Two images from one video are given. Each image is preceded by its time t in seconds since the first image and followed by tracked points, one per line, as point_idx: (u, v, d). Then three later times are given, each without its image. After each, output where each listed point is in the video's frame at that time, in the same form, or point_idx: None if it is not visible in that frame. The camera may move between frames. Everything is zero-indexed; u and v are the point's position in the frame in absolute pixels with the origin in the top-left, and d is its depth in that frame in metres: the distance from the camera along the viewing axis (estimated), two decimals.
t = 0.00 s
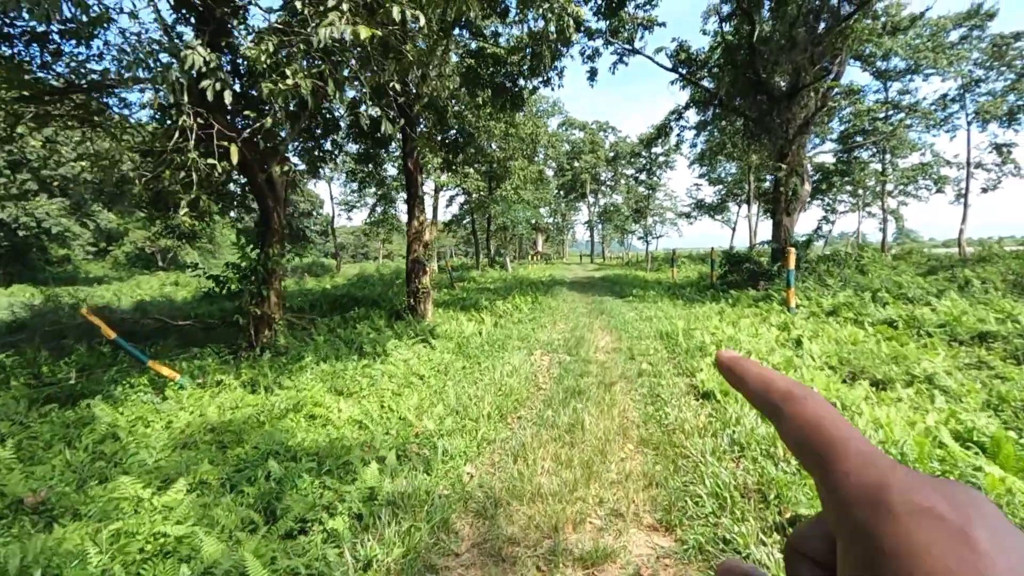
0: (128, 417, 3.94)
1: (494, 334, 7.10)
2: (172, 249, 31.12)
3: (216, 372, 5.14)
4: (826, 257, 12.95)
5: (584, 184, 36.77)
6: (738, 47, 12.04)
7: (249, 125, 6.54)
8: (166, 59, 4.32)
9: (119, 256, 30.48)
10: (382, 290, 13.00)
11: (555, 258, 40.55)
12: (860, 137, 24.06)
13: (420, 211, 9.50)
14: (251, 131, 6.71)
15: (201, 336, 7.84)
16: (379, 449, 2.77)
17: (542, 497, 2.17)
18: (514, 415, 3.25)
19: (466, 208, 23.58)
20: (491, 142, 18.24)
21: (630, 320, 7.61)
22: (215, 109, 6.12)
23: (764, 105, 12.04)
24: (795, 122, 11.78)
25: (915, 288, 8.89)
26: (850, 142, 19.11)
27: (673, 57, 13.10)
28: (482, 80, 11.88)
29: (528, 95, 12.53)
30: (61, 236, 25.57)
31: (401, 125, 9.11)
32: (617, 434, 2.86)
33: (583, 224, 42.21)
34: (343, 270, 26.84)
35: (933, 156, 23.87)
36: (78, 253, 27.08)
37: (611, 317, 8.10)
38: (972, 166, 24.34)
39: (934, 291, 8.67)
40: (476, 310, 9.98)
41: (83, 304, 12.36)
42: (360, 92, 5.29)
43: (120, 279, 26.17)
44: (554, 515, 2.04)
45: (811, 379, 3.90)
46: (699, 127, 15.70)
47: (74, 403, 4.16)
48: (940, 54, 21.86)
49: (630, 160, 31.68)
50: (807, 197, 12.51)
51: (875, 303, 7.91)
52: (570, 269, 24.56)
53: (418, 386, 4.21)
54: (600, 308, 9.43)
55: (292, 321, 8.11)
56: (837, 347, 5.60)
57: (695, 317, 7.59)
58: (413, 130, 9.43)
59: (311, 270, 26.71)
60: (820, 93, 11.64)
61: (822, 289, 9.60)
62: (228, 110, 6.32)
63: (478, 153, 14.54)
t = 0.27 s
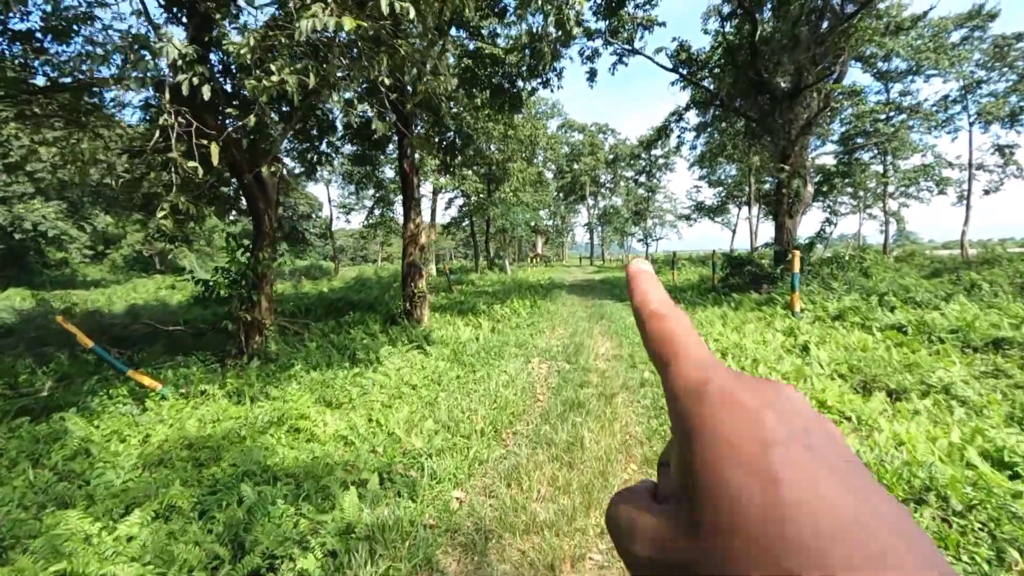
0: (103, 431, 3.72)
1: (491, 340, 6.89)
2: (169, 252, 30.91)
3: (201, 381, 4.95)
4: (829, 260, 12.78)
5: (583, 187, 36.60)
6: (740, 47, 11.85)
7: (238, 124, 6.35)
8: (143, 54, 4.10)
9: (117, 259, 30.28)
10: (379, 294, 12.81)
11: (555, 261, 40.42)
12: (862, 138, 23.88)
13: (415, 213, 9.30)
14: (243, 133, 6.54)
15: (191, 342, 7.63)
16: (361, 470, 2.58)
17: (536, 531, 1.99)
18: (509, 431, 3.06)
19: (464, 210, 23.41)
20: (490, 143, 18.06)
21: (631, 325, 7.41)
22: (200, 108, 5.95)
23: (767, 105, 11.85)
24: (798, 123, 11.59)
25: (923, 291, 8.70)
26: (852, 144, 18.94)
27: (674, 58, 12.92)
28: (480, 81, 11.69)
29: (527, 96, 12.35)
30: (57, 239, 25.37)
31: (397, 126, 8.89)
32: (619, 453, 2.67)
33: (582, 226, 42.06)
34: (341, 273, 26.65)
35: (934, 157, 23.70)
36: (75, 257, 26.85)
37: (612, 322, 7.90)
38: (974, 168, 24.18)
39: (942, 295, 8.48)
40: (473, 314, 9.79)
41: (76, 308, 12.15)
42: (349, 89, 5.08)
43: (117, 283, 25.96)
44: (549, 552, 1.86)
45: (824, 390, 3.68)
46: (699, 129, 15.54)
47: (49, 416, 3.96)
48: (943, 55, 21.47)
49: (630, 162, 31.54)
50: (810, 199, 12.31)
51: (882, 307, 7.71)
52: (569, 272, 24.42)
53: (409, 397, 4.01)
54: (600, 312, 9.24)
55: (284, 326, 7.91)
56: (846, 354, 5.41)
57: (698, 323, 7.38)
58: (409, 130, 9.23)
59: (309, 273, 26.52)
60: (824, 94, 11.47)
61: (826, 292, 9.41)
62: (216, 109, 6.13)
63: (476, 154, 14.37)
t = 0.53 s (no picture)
0: (78, 443, 3.54)
1: (488, 344, 6.71)
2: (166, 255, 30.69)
3: (185, 388, 4.76)
4: (833, 263, 12.60)
5: (583, 188, 36.43)
6: (742, 46, 11.68)
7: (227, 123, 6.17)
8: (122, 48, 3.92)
9: (115, 261, 30.08)
10: (376, 296, 12.63)
11: (554, 263, 40.23)
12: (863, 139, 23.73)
13: (412, 214, 9.11)
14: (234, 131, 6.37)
15: (182, 346, 7.45)
16: (343, 490, 2.40)
17: (531, 562, 1.81)
18: (503, 445, 2.89)
19: (463, 212, 23.24)
20: (489, 145, 17.90)
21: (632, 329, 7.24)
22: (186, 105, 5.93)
23: (769, 105, 11.67)
24: (801, 123, 11.43)
25: (930, 294, 8.53)
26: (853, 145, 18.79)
27: (674, 57, 12.75)
28: (478, 81, 11.53)
29: (525, 97, 12.19)
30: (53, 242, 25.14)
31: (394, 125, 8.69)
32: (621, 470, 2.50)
33: (582, 228, 41.89)
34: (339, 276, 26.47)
35: (936, 159, 23.57)
36: (73, 259, 26.65)
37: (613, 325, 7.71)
38: (976, 169, 24.02)
39: (950, 298, 8.30)
40: (471, 317, 9.61)
41: (69, 312, 11.97)
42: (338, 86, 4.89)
43: (113, 285, 25.75)
44: None
45: (837, 399, 3.49)
46: (699, 130, 15.39)
47: (21, 427, 3.77)
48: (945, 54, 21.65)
49: (630, 164, 31.39)
50: (813, 200, 12.13)
51: (888, 311, 7.54)
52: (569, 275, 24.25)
53: (400, 405, 3.83)
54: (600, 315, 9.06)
55: (277, 330, 7.73)
56: (855, 360, 5.23)
57: (701, 327, 7.19)
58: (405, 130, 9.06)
59: (307, 275, 26.34)
60: (827, 93, 11.30)
61: (830, 295, 9.23)
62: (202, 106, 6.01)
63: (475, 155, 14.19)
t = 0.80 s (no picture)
0: (49, 451, 3.37)
1: (484, 347, 6.53)
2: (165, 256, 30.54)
3: (168, 393, 4.58)
4: (836, 264, 12.43)
5: (583, 190, 36.27)
6: (743, 44, 11.51)
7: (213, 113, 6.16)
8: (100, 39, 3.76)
9: (113, 263, 29.93)
10: (372, 298, 12.46)
11: (554, 264, 40.08)
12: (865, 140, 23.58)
13: (408, 214, 8.92)
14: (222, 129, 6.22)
15: (172, 349, 7.27)
16: (320, 507, 2.22)
17: None
18: (494, 457, 2.72)
19: (462, 213, 23.08)
20: (487, 145, 17.74)
21: (632, 331, 7.06)
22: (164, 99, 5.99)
23: (771, 103, 11.51)
24: (804, 122, 11.26)
25: (936, 295, 8.35)
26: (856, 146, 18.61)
27: (675, 56, 12.59)
28: (477, 80, 11.18)
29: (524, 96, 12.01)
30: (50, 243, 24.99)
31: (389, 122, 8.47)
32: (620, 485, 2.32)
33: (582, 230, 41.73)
34: (338, 277, 26.28)
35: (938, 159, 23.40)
36: (71, 261, 26.51)
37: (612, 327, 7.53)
38: (978, 170, 23.84)
39: (956, 299, 8.13)
40: (468, 319, 9.42)
41: (62, 313, 11.80)
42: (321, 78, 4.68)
43: (111, 287, 25.59)
44: None
45: (849, 406, 3.30)
46: (700, 130, 15.23)
47: None
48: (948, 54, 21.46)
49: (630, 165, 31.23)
50: (816, 200, 11.96)
51: (895, 312, 7.36)
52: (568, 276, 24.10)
53: (389, 412, 3.66)
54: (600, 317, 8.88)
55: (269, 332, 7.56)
56: (864, 363, 5.05)
57: (703, 329, 7.01)
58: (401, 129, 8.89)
59: (306, 277, 26.18)
60: (830, 92, 11.13)
61: (835, 297, 9.03)
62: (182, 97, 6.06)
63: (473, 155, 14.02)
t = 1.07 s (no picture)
0: (15, 465, 3.16)
1: (482, 351, 6.32)
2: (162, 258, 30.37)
3: (149, 400, 4.36)
4: (840, 264, 12.23)
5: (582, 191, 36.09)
6: (746, 41, 11.32)
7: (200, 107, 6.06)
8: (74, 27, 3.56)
9: (111, 264, 29.77)
10: (369, 300, 12.26)
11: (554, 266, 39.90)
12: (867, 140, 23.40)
13: (405, 214, 8.72)
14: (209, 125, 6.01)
15: (161, 352, 7.07)
16: (295, 533, 2.01)
17: None
18: (490, 473, 2.52)
19: (462, 214, 22.89)
20: (486, 145, 17.54)
21: (635, 334, 6.86)
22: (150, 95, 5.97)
23: (775, 101, 11.32)
24: (808, 120, 11.06)
25: (945, 296, 8.16)
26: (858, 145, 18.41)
27: (676, 53, 12.40)
28: (475, 79, 10.82)
29: (524, 95, 11.81)
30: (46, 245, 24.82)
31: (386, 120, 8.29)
32: (626, 506, 2.12)
33: (582, 231, 41.55)
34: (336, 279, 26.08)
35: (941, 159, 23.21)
36: (68, 262, 26.28)
37: (613, 330, 7.33)
38: (981, 170, 23.65)
39: (966, 300, 7.92)
40: (466, 321, 9.22)
41: (53, 316, 11.57)
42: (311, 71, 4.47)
43: (107, 289, 25.41)
44: None
45: (868, 415, 3.09)
46: (701, 130, 15.04)
47: None
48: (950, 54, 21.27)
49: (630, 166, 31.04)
50: (820, 199, 11.76)
51: (905, 314, 7.15)
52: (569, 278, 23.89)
53: (380, 421, 3.45)
54: (601, 319, 8.68)
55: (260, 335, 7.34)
56: (877, 367, 4.84)
57: (707, 331, 6.81)
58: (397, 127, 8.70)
59: (304, 279, 25.97)
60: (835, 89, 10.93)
61: (842, 298, 8.82)
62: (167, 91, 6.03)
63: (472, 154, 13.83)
